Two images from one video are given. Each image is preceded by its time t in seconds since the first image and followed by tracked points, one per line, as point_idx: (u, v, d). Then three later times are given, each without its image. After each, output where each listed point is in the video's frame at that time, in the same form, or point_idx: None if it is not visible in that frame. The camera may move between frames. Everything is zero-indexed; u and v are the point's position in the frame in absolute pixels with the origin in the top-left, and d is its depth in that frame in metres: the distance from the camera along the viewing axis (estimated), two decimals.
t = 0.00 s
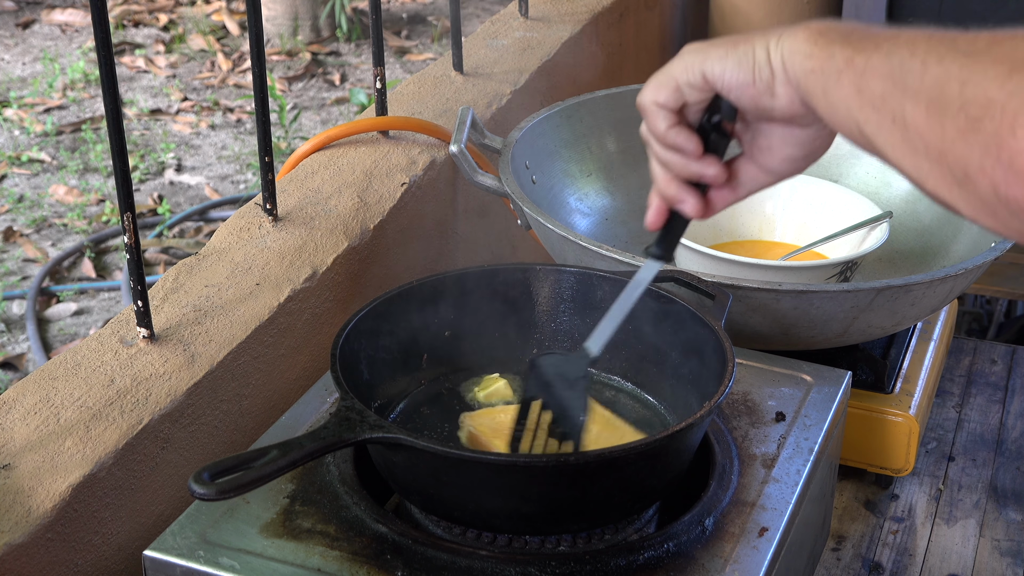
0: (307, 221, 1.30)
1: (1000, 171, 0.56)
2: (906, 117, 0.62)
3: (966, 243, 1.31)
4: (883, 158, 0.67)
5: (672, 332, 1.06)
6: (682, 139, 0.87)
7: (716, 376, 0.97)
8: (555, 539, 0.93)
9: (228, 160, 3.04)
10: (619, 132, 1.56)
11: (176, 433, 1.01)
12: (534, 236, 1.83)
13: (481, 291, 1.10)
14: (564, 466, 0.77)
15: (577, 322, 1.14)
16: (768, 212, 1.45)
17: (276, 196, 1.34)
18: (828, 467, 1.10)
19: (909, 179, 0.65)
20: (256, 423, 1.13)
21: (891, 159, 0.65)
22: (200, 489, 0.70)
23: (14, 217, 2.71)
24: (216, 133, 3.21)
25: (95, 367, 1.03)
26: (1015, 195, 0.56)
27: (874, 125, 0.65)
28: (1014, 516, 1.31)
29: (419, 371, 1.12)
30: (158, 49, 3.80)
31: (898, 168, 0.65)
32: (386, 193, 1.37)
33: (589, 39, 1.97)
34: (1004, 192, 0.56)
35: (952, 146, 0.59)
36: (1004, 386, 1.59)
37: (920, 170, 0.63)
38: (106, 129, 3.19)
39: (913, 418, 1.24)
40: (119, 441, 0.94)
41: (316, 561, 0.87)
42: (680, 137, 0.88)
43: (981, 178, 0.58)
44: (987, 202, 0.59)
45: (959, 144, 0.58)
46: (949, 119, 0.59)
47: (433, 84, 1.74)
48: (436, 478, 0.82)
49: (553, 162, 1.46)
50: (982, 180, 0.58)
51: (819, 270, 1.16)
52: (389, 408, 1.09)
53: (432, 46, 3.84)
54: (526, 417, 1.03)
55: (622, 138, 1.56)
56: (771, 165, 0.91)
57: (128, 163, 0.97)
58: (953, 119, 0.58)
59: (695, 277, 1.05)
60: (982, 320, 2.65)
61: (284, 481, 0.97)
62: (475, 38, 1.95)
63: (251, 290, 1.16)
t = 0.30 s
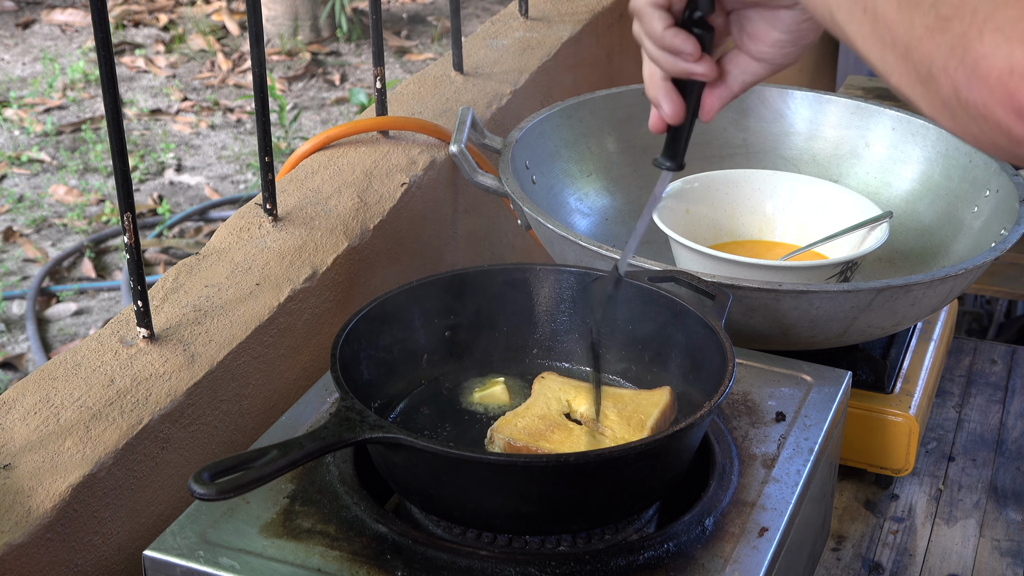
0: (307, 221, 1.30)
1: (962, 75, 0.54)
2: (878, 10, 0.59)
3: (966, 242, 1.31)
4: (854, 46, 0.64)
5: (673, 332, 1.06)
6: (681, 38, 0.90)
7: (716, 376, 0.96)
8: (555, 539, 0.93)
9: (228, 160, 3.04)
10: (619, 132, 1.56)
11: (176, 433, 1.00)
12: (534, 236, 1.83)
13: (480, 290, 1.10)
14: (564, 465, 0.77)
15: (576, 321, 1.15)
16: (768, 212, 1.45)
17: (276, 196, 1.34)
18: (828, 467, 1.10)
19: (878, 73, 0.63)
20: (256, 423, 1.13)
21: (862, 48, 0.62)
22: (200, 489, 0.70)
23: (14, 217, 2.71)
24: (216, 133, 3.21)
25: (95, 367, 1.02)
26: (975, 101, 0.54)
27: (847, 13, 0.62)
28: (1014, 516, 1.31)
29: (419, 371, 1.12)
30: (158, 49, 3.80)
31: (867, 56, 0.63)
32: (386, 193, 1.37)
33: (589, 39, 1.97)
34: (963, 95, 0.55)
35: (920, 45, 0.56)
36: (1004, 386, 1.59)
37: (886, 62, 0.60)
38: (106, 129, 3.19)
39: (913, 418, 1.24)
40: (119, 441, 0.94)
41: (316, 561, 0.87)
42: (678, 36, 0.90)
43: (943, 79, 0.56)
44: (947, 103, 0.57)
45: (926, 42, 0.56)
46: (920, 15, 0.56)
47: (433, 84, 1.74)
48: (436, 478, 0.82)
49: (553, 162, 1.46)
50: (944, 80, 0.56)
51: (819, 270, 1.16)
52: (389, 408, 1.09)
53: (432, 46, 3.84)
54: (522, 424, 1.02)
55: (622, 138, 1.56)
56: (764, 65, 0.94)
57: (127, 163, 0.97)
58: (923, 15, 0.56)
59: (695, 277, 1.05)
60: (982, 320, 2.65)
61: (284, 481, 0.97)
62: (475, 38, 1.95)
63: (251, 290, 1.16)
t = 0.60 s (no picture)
0: (307, 221, 1.30)
1: (925, 26, 0.61)
2: None
3: (966, 242, 1.32)
4: (814, 58, 0.68)
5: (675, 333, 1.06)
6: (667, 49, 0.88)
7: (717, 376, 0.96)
8: (555, 539, 0.93)
9: (228, 160, 3.04)
10: (619, 132, 1.56)
11: (176, 433, 1.01)
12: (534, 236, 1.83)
13: (480, 291, 1.10)
14: (564, 466, 0.77)
15: (577, 321, 1.15)
16: (768, 212, 1.45)
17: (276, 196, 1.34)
18: (828, 467, 1.10)
19: (834, 74, 0.68)
20: (256, 423, 1.13)
21: (826, 47, 0.66)
22: (200, 489, 0.70)
23: (14, 217, 2.71)
24: (216, 133, 3.21)
25: (95, 367, 1.02)
26: (937, 48, 0.61)
27: None
28: (1014, 516, 1.31)
29: (419, 371, 1.12)
30: (158, 49, 3.80)
31: (831, 58, 0.67)
32: (386, 193, 1.37)
33: (589, 39, 1.97)
34: (927, 46, 0.62)
35: (884, 10, 0.63)
36: (1004, 386, 1.59)
37: (854, 48, 0.65)
38: (106, 129, 3.19)
39: (913, 418, 1.24)
40: (119, 441, 0.94)
41: (316, 561, 0.87)
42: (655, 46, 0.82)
43: (906, 36, 0.63)
44: (909, 63, 0.64)
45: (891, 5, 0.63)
46: None
47: (433, 84, 1.74)
48: (436, 478, 0.82)
49: (553, 161, 1.46)
50: (908, 36, 0.63)
51: (819, 270, 1.16)
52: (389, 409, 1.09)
53: (432, 45, 3.84)
54: (522, 424, 1.02)
55: (622, 138, 1.56)
56: (732, 114, 0.78)
57: (128, 163, 0.97)
58: None
59: (694, 277, 1.05)
60: (982, 320, 2.64)
61: (284, 481, 0.97)
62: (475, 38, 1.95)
63: (251, 290, 1.16)
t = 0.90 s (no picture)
0: (307, 221, 1.30)
1: None
2: None
3: (966, 242, 1.32)
4: (706, 15, 0.70)
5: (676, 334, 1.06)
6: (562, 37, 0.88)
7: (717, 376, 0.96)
8: (555, 539, 0.93)
9: (228, 160, 3.04)
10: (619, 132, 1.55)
11: (176, 433, 1.00)
12: (534, 236, 1.83)
13: (480, 291, 1.10)
14: (564, 466, 0.77)
15: (577, 322, 1.15)
16: (768, 212, 1.45)
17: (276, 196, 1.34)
18: (828, 468, 1.10)
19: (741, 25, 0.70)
20: (256, 423, 1.13)
21: None
22: (200, 489, 0.70)
23: (14, 217, 2.71)
24: (216, 133, 3.21)
25: (95, 367, 1.02)
26: None
27: None
28: (1014, 516, 1.31)
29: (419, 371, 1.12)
30: (158, 49, 3.80)
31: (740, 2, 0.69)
32: (386, 193, 1.37)
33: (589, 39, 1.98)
34: None
35: None
36: (1004, 386, 1.59)
37: None
38: (106, 129, 3.19)
39: (913, 418, 1.24)
40: (119, 441, 0.93)
41: (316, 561, 0.87)
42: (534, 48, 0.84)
43: None
44: None
45: None
46: None
47: (433, 84, 1.74)
48: (436, 478, 0.82)
49: (553, 162, 1.46)
50: None
51: (819, 270, 1.16)
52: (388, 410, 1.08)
53: (432, 46, 3.84)
54: (515, 428, 1.01)
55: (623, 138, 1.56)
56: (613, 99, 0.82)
57: (128, 163, 0.97)
58: None
59: (695, 277, 1.05)
60: (982, 320, 2.64)
61: (284, 481, 0.97)
62: (476, 38, 1.95)
63: (251, 290, 1.16)
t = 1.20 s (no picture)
0: (307, 221, 1.30)
1: None
2: None
3: (966, 242, 1.32)
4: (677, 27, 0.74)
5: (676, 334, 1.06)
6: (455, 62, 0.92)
7: (716, 376, 0.97)
8: (555, 539, 0.93)
9: (228, 160, 3.04)
10: (619, 132, 1.55)
11: (176, 433, 1.01)
12: (534, 236, 1.83)
13: (480, 290, 1.10)
14: (563, 466, 0.77)
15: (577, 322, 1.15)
16: (768, 212, 1.45)
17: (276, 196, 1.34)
18: (828, 468, 1.10)
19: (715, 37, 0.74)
20: (256, 423, 1.13)
21: (679, 6, 0.73)
22: (200, 489, 0.70)
23: (14, 217, 2.71)
24: (216, 133, 3.21)
25: (95, 366, 1.03)
26: None
27: None
28: (1013, 515, 1.31)
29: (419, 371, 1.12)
30: (158, 49, 3.80)
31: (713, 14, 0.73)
32: (386, 193, 1.37)
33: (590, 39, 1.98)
34: None
35: None
36: (1004, 386, 1.59)
37: None
38: (106, 129, 3.19)
39: (913, 418, 1.24)
40: (119, 441, 0.93)
41: (316, 561, 0.87)
42: (456, 59, 0.89)
43: None
44: None
45: None
46: None
47: (433, 84, 1.74)
48: (436, 478, 0.82)
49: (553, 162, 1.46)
50: None
51: (819, 270, 1.16)
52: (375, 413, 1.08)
53: (432, 45, 3.84)
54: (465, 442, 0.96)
55: (623, 138, 1.56)
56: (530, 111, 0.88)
57: (128, 163, 0.97)
58: None
59: (695, 277, 1.05)
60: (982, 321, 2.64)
61: (284, 481, 0.97)
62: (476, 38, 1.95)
63: (251, 290, 1.16)
